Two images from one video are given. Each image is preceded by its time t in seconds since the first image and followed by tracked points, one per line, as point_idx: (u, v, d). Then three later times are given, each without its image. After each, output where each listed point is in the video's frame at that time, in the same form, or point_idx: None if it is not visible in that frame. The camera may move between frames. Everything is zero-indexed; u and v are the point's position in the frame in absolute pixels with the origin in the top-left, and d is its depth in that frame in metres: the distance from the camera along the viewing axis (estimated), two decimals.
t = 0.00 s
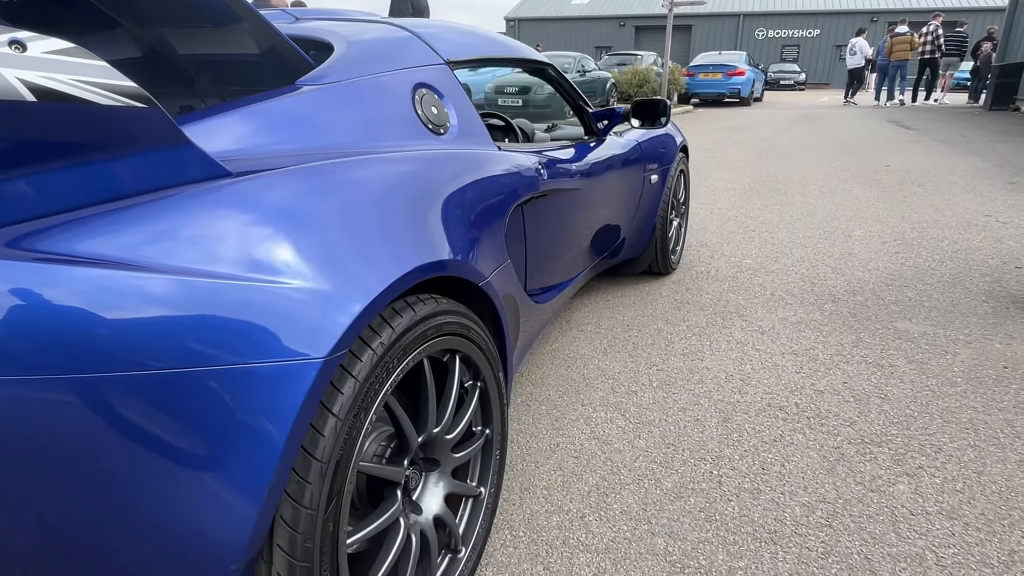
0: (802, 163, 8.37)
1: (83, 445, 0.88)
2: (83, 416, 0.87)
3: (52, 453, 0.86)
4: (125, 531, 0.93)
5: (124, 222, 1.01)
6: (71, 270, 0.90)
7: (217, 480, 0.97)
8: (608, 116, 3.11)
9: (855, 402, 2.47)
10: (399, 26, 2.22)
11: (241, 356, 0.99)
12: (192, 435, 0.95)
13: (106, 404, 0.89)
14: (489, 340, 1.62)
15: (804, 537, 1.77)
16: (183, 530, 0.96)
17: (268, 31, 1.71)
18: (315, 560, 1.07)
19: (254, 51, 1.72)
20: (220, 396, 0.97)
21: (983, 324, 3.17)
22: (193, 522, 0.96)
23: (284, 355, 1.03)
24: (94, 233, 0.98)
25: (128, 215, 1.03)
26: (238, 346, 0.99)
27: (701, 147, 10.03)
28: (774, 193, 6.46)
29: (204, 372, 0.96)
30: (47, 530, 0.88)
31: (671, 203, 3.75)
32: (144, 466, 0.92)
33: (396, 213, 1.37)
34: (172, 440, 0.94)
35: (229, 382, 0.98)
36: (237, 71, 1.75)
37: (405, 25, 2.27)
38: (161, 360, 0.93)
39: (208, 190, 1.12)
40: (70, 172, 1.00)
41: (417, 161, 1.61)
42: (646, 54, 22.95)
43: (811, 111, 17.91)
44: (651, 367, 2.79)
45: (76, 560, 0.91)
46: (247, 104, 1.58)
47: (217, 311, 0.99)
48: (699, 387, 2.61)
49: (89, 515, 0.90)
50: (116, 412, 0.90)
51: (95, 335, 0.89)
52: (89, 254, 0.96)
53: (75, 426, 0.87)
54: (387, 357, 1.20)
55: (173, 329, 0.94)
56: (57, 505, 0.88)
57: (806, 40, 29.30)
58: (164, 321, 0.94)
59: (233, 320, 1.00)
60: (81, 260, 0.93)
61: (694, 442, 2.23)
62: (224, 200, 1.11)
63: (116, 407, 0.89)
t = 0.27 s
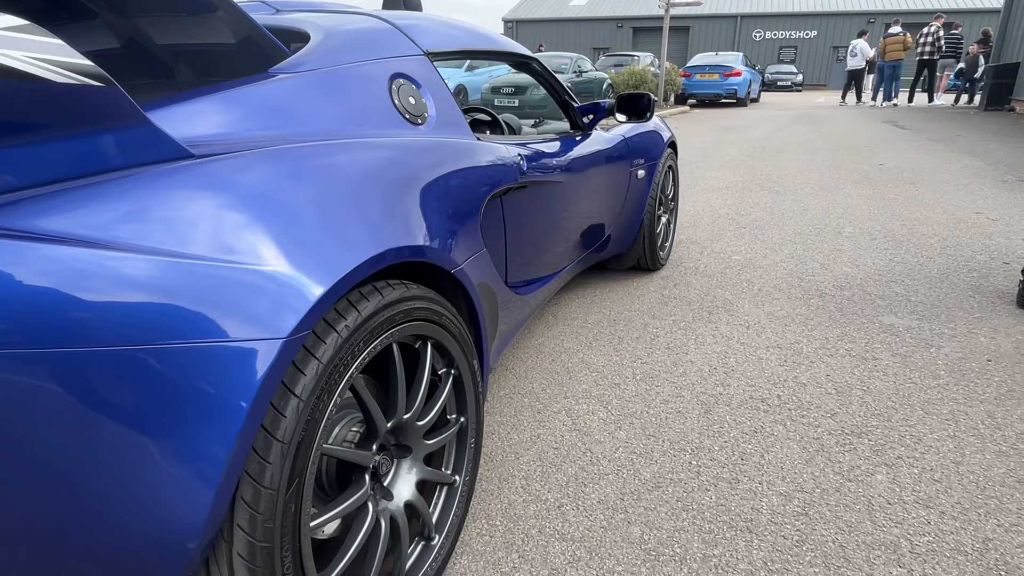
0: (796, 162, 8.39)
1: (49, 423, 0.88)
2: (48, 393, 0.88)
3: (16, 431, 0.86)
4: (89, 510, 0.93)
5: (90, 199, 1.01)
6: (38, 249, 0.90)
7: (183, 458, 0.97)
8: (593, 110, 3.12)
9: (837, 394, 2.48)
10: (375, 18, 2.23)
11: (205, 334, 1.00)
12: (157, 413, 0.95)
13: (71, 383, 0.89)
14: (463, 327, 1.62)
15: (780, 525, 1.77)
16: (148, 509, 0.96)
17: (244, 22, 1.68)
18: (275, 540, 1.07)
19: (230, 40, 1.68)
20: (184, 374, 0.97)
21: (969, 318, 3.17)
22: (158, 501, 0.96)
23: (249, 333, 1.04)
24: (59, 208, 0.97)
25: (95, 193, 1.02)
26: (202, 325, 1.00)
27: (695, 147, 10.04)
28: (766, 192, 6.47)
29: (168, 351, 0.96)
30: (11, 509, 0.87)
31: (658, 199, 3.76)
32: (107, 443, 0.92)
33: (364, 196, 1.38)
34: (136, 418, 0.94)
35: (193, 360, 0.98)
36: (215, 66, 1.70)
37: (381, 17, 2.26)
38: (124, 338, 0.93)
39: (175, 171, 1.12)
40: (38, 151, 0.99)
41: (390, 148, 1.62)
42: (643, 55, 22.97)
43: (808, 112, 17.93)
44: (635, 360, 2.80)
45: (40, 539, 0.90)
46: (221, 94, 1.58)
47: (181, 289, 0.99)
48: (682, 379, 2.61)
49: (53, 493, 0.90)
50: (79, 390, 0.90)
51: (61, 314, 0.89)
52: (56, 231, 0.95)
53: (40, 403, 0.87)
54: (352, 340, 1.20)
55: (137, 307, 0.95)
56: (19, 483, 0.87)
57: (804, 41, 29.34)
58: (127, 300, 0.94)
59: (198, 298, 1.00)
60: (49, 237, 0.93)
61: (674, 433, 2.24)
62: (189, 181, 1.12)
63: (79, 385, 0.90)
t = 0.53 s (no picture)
0: (797, 164, 8.37)
1: (28, 408, 0.88)
2: (28, 378, 0.88)
3: None
4: (66, 495, 0.93)
5: (72, 185, 1.01)
6: (23, 235, 0.90)
7: (159, 443, 0.98)
8: (586, 108, 3.14)
9: (828, 392, 2.47)
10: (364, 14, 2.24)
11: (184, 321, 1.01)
12: (134, 398, 0.96)
13: (50, 367, 0.90)
14: (447, 319, 1.63)
15: (766, 521, 1.77)
16: (125, 494, 0.97)
17: (233, 17, 1.66)
18: (249, 526, 1.07)
19: (218, 36, 1.65)
20: (161, 359, 0.98)
21: (964, 318, 3.16)
22: (135, 486, 0.97)
23: (227, 320, 1.05)
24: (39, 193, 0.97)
25: (77, 178, 1.02)
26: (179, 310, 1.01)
27: (696, 150, 10.04)
28: (766, 193, 6.46)
29: (145, 337, 0.97)
30: None
31: (653, 199, 3.76)
32: (84, 428, 0.93)
33: (346, 188, 1.40)
34: (114, 403, 0.95)
35: (170, 346, 0.99)
36: (208, 65, 1.67)
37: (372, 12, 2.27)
38: (104, 324, 0.94)
39: (157, 159, 1.13)
40: (22, 139, 1.00)
41: (375, 140, 1.63)
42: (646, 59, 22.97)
43: (811, 115, 17.91)
44: (628, 358, 2.80)
45: (18, 524, 0.91)
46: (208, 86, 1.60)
47: (160, 276, 1.01)
48: (674, 377, 2.61)
49: (30, 477, 0.90)
50: (58, 375, 0.90)
51: (41, 298, 0.89)
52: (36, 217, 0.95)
53: (17, 387, 0.87)
54: (330, 329, 1.21)
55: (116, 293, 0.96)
56: None
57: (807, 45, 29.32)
58: (107, 286, 0.95)
59: (176, 285, 1.02)
60: (31, 222, 0.94)
61: (663, 430, 2.23)
62: (171, 169, 1.12)
63: (58, 370, 0.90)
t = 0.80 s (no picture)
0: (803, 171, 8.34)
1: (15, 398, 0.90)
2: (15, 370, 0.90)
3: None
4: (52, 484, 0.95)
5: (63, 182, 1.03)
6: (16, 230, 0.93)
7: (144, 433, 0.99)
8: (586, 114, 3.11)
9: (826, 396, 2.46)
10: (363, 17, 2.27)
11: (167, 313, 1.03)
12: (120, 389, 0.98)
13: (36, 358, 0.91)
14: (438, 318, 1.64)
15: (758, 523, 1.76)
16: (109, 485, 0.98)
17: (228, 19, 1.68)
18: (232, 519, 1.08)
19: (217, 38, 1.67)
20: (147, 352, 1.00)
21: (966, 323, 3.14)
22: (118, 477, 0.98)
23: (214, 313, 1.06)
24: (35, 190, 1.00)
25: (70, 175, 1.05)
26: (164, 304, 1.03)
27: (703, 156, 10.02)
28: (771, 199, 6.44)
29: (131, 330, 0.99)
30: None
31: (654, 203, 3.76)
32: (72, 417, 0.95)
33: (338, 186, 1.41)
34: (100, 394, 0.97)
35: (157, 338, 1.01)
36: (206, 66, 1.67)
37: (370, 16, 2.30)
38: (87, 316, 0.95)
39: (148, 157, 1.15)
40: (16, 135, 1.02)
41: (369, 139, 1.65)
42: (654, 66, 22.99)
43: (819, 122, 17.86)
44: (625, 361, 2.80)
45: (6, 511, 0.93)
46: (206, 87, 1.62)
47: (146, 270, 1.02)
48: (671, 380, 2.60)
49: (19, 467, 0.92)
50: (46, 365, 0.92)
51: (27, 290, 0.91)
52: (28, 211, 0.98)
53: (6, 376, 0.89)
54: (317, 324, 1.22)
55: (103, 287, 0.98)
56: None
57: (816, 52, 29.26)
58: (94, 279, 0.97)
59: (162, 279, 1.03)
60: (23, 217, 0.96)
61: (658, 432, 2.23)
62: (161, 167, 1.14)
63: (46, 361, 0.92)
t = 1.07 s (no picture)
0: (812, 180, 8.30)
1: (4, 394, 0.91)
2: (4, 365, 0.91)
3: None
4: (39, 481, 0.96)
5: (60, 181, 1.05)
6: (13, 229, 0.94)
7: (131, 430, 1.00)
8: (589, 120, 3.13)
9: (829, 405, 2.43)
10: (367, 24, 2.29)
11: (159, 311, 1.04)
12: (111, 386, 0.99)
13: (29, 355, 0.93)
14: (433, 322, 1.64)
15: (756, 531, 1.74)
16: (95, 482, 0.98)
17: (229, 24, 1.69)
18: (219, 518, 1.08)
19: (218, 42, 1.68)
20: (138, 349, 1.01)
21: (974, 333, 3.10)
22: (104, 474, 0.99)
23: (204, 312, 1.07)
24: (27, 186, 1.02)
25: (64, 173, 1.06)
26: (156, 301, 1.04)
27: (712, 165, 9.99)
28: (779, 208, 6.41)
29: (122, 327, 1.00)
30: None
31: (659, 211, 3.76)
32: (61, 412, 0.96)
33: (334, 187, 1.42)
34: (91, 390, 0.98)
35: (146, 336, 1.02)
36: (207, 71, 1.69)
37: (373, 22, 2.32)
38: (80, 313, 0.97)
39: (145, 157, 1.16)
40: (10, 135, 1.04)
41: (368, 142, 1.66)
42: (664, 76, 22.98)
43: (830, 132, 17.77)
44: (627, 368, 2.78)
45: None
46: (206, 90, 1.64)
47: (139, 269, 1.04)
48: (673, 388, 2.59)
49: (10, 462, 0.93)
50: (35, 361, 0.93)
51: (19, 287, 0.93)
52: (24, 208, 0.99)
53: None
54: (308, 325, 1.23)
55: (95, 284, 0.99)
56: None
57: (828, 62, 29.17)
58: (86, 277, 0.98)
59: (155, 277, 1.05)
60: (16, 214, 0.97)
61: (657, 439, 2.22)
62: (157, 167, 1.16)
63: (37, 357, 0.93)
